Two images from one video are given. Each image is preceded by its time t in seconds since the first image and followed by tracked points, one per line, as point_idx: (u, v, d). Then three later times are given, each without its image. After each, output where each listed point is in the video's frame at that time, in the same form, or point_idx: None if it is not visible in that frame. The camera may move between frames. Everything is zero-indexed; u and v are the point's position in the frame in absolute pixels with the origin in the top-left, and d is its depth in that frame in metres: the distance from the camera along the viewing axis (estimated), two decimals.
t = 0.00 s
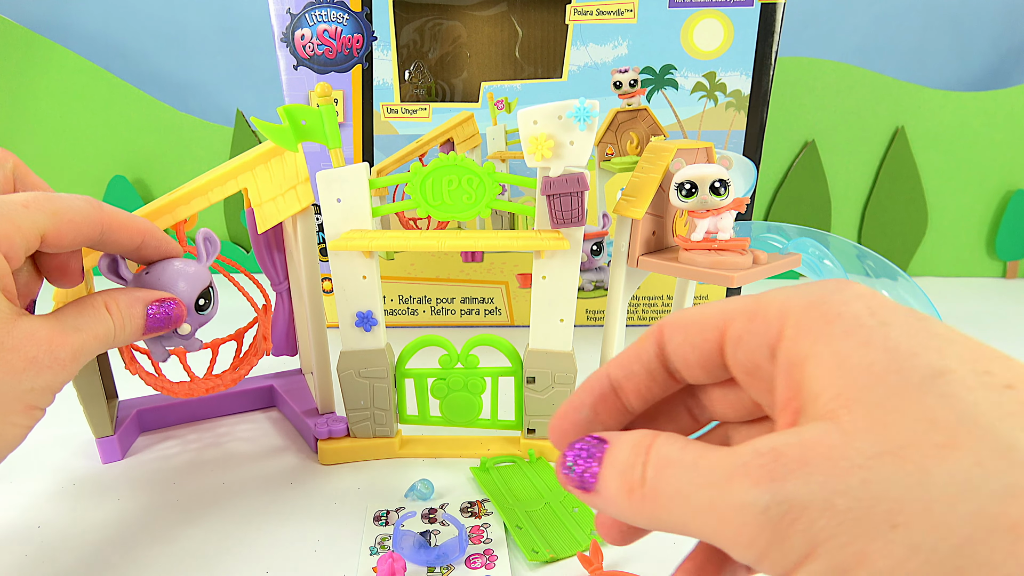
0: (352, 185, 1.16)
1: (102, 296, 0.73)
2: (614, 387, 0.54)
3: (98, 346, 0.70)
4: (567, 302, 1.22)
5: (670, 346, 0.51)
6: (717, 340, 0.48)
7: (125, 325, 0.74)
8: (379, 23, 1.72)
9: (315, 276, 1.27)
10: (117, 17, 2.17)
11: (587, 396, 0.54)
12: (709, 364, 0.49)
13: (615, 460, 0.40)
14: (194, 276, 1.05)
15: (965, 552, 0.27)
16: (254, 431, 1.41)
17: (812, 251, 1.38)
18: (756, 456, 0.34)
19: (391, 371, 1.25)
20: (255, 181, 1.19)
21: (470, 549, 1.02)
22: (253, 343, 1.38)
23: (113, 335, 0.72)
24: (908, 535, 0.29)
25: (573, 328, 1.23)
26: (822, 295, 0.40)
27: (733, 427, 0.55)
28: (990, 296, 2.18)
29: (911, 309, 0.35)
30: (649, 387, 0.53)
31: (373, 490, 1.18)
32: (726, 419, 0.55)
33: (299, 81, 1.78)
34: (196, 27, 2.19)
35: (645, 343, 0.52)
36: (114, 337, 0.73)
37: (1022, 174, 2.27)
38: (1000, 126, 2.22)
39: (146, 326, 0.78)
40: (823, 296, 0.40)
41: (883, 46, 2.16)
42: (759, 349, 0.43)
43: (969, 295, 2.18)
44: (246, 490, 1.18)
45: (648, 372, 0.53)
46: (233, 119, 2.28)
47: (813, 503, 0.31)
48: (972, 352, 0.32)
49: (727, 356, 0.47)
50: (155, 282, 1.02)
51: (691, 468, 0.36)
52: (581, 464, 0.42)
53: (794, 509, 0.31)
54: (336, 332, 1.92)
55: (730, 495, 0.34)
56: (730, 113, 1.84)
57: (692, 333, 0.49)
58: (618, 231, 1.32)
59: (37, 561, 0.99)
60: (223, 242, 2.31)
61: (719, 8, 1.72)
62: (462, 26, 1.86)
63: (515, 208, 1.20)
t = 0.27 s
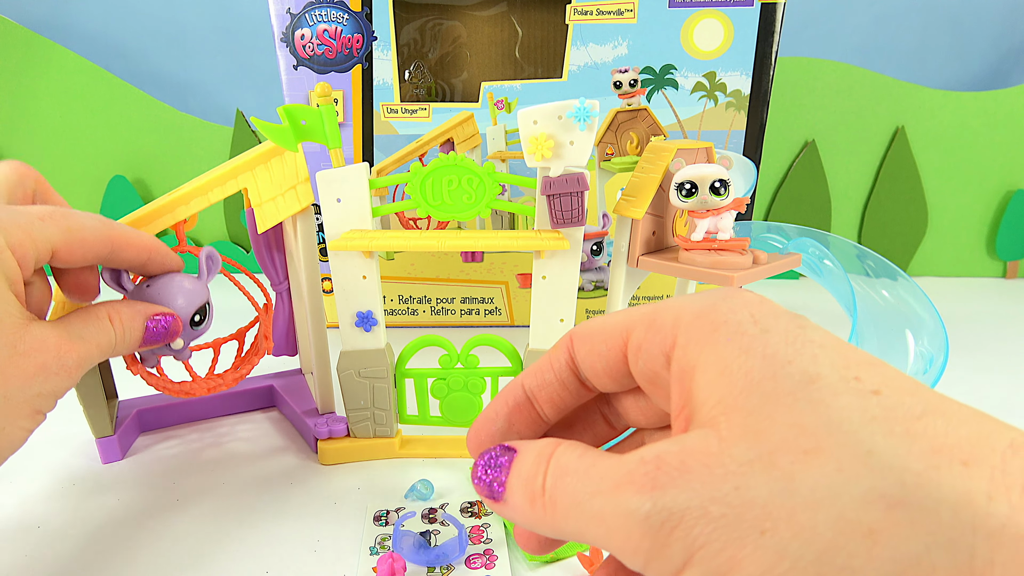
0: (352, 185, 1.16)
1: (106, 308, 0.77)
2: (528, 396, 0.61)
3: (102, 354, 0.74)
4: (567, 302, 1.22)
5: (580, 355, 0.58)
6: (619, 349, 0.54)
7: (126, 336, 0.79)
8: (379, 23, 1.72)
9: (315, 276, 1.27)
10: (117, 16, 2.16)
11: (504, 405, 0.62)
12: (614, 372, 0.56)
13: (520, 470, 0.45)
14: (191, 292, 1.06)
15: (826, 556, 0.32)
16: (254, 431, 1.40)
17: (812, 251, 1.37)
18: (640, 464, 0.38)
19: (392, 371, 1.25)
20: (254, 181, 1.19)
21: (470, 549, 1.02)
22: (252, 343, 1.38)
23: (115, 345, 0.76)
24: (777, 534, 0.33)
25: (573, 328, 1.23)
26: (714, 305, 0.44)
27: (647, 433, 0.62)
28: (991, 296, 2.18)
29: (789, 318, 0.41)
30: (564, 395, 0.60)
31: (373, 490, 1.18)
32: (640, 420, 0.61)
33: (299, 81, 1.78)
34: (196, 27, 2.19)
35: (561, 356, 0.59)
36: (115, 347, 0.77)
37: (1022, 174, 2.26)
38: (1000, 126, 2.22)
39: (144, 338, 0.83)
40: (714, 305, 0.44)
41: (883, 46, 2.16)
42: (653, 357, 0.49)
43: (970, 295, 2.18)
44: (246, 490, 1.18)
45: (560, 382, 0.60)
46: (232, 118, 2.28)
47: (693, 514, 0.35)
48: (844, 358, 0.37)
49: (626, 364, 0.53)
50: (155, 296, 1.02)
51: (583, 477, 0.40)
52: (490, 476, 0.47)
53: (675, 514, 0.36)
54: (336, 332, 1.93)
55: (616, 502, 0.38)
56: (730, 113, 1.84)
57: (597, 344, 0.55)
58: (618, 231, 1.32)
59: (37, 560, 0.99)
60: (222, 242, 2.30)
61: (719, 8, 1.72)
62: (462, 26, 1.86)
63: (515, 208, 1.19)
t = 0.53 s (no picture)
0: (352, 185, 1.16)
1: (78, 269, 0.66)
2: (539, 405, 0.60)
3: (77, 318, 0.63)
4: (567, 302, 1.22)
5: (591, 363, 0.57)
6: (632, 358, 0.54)
7: (108, 294, 0.67)
8: (379, 23, 1.72)
9: (314, 275, 1.27)
10: (117, 16, 2.16)
11: (514, 414, 0.61)
12: (628, 381, 0.55)
13: (535, 477, 0.45)
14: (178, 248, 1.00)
15: (847, 567, 0.31)
16: (253, 430, 1.41)
17: (812, 251, 1.38)
18: (658, 473, 0.38)
19: (392, 371, 1.25)
20: (254, 181, 1.19)
21: (470, 549, 1.02)
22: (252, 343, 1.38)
23: (97, 308, 0.66)
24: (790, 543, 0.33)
25: (573, 328, 1.23)
26: (726, 316, 0.45)
27: (658, 443, 0.62)
28: (991, 295, 2.18)
29: (802, 330, 0.41)
30: (575, 405, 0.60)
31: (373, 490, 1.18)
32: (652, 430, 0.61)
33: (299, 81, 1.78)
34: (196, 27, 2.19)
35: (572, 365, 0.59)
36: (98, 312, 0.67)
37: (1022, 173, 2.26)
38: (1000, 126, 2.22)
39: (133, 299, 0.71)
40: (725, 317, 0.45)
41: (883, 46, 2.16)
42: (667, 366, 0.49)
43: (970, 295, 2.18)
44: (247, 490, 1.18)
45: (571, 391, 0.59)
46: (232, 118, 2.28)
47: (701, 520, 0.35)
48: (857, 369, 0.37)
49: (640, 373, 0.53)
50: (138, 253, 0.95)
51: (601, 485, 0.40)
52: (505, 484, 0.46)
53: (686, 523, 0.35)
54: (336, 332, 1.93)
55: (634, 511, 0.37)
56: (730, 113, 1.84)
57: (610, 353, 0.55)
58: (618, 231, 1.32)
59: (37, 561, 0.99)
60: (222, 242, 2.30)
61: (719, 8, 1.72)
62: (462, 26, 1.86)
63: (515, 208, 1.20)
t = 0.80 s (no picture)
0: (352, 185, 1.16)
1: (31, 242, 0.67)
2: (520, 416, 0.57)
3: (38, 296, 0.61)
4: (567, 302, 1.22)
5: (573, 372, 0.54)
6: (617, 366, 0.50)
7: (58, 272, 0.64)
8: (379, 23, 1.72)
9: (315, 275, 1.27)
10: (117, 16, 2.17)
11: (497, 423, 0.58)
12: (611, 388, 0.52)
13: (520, 479, 0.42)
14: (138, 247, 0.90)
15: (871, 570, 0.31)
16: (252, 430, 1.41)
17: (812, 251, 1.38)
18: (639, 475, 0.36)
19: (392, 371, 1.25)
20: (255, 181, 1.19)
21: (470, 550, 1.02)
22: (252, 343, 1.38)
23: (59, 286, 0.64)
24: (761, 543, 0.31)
25: (573, 328, 1.23)
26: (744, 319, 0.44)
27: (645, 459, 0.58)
28: (990, 295, 2.18)
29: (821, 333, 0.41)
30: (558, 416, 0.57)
31: (373, 490, 1.18)
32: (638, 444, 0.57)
33: (299, 81, 1.78)
34: (196, 27, 2.19)
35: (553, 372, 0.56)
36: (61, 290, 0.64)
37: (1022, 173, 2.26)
38: (1001, 126, 2.22)
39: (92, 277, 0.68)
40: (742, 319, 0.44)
41: (883, 46, 2.16)
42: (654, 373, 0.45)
43: (969, 295, 2.18)
44: (247, 489, 1.18)
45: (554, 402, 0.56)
46: (232, 118, 2.28)
47: (686, 527, 0.33)
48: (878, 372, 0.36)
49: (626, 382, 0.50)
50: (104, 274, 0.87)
51: (584, 487, 0.38)
52: (489, 491, 0.43)
53: (672, 528, 0.34)
54: (336, 332, 1.93)
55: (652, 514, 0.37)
56: (730, 113, 1.84)
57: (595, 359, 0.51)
58: (618, 231, 1.32)
59: (37, 561, 0.99)
60: (222, 242, 2.31)
61: (719, 8, 1.72)
62: (462, 26, 1.86)
63: (515, 208, 1.20)
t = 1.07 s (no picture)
0: (352, 185, 1.16)
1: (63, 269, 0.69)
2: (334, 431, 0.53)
3: (64, 325, 0.61)
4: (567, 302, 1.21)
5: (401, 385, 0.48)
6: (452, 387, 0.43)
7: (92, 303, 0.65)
8: (379, 23, 1.72)
9: (314, 275, 1.27)
10: (117, 15, 2.17)
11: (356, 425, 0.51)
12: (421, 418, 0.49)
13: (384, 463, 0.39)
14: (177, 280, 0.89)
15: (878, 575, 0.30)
16: (251, 430, 1.41)
17: (812, 251, 1.38)
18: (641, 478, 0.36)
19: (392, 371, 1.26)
20: (255, 181, 1.18)
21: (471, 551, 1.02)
22: (252, 344, 1.38)
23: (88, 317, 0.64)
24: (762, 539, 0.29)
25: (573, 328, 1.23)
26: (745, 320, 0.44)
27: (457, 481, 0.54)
28: (991, 296, 2.18)
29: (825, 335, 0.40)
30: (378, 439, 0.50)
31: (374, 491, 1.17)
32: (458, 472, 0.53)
33: (299, 81, 1.78)
34: (196, 27, 2.19)
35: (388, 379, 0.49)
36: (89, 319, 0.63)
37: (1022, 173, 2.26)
38: (1000, 126, 2.22)
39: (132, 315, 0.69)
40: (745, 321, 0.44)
41: (883, 46, 2.16)
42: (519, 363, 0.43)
43: (969, 295, 2.18)
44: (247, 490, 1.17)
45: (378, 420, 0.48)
46: (232, 118, 2.28)
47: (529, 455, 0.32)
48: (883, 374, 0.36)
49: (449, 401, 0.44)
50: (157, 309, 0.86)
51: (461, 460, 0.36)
52: (268, 374, 0.53)
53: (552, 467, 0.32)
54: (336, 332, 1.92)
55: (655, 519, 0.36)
56: (730, 113, 1.84)
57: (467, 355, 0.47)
58: (618, 231, 1.32)
59: (37, 561, 0.98)
60: (222, 242, 2.30)
61: (719, 8, 1.72)
62: (462, 26, 1.87)
63: (515, 208, 1.20)
